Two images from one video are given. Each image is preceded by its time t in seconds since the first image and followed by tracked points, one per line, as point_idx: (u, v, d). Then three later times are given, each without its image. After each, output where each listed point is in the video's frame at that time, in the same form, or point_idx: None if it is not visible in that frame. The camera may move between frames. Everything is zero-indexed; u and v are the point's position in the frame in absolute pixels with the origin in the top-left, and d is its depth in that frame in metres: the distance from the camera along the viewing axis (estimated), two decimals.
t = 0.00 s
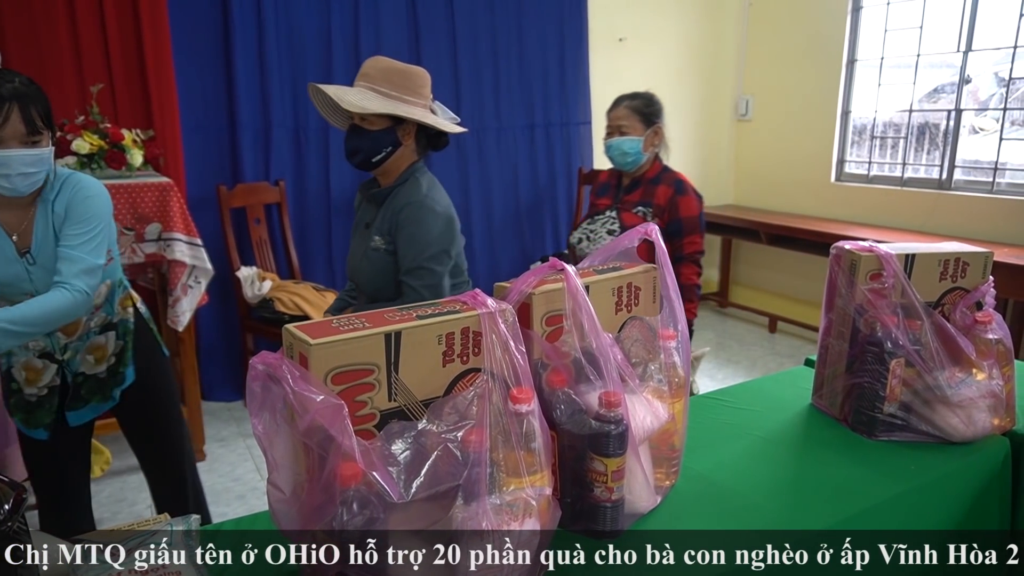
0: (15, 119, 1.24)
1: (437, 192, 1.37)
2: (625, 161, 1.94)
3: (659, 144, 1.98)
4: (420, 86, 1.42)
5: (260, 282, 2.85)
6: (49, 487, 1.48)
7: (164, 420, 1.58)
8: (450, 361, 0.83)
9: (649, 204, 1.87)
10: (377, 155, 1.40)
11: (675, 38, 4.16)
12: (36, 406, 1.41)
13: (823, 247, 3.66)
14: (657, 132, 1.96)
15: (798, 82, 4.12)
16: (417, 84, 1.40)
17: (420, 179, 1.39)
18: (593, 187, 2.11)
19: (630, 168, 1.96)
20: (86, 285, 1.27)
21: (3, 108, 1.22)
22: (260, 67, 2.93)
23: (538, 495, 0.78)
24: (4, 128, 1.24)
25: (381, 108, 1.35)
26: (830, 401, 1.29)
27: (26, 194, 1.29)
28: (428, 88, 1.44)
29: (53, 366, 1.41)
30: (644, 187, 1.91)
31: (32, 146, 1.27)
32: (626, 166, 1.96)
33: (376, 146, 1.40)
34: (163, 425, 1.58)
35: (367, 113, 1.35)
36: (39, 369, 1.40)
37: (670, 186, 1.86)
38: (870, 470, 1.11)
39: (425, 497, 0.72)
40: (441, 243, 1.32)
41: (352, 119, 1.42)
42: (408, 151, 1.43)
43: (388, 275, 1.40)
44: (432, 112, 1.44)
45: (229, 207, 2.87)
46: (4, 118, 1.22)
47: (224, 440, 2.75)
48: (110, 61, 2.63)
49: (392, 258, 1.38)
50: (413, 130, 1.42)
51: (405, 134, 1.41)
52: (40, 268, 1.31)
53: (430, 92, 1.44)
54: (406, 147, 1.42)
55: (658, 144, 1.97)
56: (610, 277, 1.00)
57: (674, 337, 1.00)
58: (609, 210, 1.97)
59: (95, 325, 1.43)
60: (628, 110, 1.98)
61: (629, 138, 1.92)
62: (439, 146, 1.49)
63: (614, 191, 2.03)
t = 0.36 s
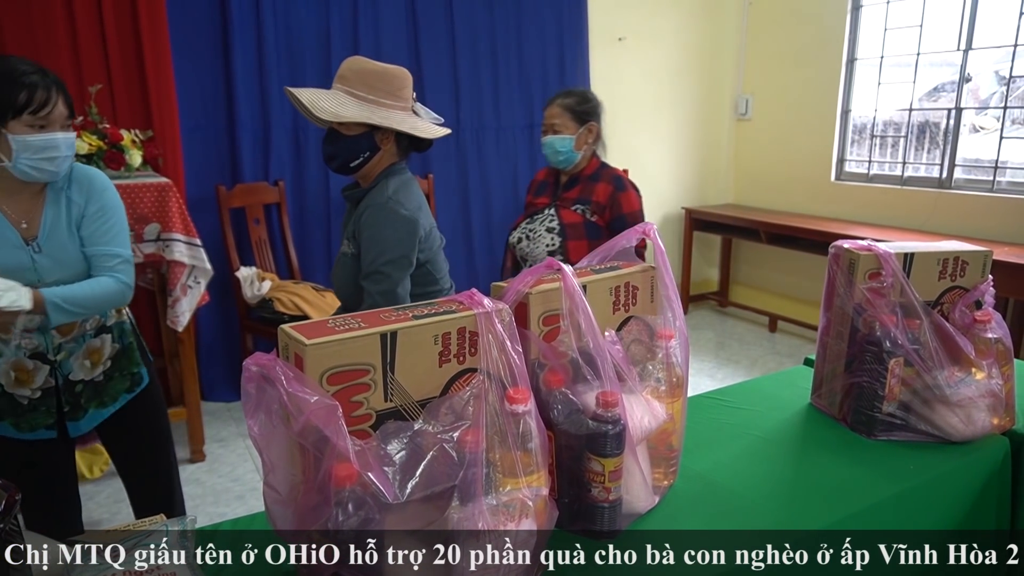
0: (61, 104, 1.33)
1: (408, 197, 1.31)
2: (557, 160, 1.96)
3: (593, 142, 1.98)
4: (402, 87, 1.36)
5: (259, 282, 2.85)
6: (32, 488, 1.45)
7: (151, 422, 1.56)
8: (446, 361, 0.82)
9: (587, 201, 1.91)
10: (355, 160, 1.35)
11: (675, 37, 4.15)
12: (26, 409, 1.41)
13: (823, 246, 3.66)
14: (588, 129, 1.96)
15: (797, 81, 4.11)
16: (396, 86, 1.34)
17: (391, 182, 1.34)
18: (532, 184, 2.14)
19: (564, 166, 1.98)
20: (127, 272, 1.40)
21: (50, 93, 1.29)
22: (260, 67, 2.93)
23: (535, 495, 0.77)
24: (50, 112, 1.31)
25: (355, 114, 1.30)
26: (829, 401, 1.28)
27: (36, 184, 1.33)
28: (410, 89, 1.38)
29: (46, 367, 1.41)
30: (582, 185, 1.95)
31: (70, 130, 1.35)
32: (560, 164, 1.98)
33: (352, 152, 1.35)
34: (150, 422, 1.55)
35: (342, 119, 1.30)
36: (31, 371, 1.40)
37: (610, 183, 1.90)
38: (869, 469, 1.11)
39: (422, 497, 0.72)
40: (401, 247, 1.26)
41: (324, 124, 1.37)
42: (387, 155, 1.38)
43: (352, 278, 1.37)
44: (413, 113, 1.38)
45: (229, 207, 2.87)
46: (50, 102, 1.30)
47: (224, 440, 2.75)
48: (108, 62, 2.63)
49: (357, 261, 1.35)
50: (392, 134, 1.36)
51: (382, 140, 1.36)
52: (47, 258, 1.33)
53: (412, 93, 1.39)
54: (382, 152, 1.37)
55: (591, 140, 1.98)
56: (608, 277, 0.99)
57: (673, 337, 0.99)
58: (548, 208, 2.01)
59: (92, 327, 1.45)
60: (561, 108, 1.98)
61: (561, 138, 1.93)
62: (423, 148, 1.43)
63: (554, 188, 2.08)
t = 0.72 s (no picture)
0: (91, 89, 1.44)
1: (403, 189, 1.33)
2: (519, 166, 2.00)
3: (555, 145, 2.00)
4: (385, 81, 1.36)
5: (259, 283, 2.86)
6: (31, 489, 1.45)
7: (150, 422, 1.56)
8: (445, 362, 0.83)
9: (553, 208, 1.89)
10: (340, 156, 1.36)
11: (675, 36, 4.15)
12: (56, 401, 1.42)
13: (823, 246, 3.66)
14: (549, 133, 1.97)
15: (797, 80, 4.11)
16: (378, 81, 1.34)
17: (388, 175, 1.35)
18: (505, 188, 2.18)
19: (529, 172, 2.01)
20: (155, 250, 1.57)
21: (83, 81, 1.41)
22: (259, 67, 2.93)
23: (534, 495, 0.77)
24: (85, 97, 1.42)
25: (335, 108, 1.31)
26: (828, 400, 1.28)
27: (68, 170, 1.44)
28: (393, 84, 1.39)
29: (73, 356, 1.43)
30: (549, 189, 1.94)
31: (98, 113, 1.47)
32: (523, 169, 2.03)
33: (336, 148, 1.35)
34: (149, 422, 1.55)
35: (324, 114, 1.30)
36: (58, 363, 1.42)
37: (575, 189, 1.89)
38: (869, 469, 1.11)
39: (422, 498, 0.72)
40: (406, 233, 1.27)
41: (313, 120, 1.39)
42: (373, 150, 1.37)
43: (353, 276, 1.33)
44: (396, 109, 1.39)
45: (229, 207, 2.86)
46: (84, 88, 1.41)
47: (224, 440, 2.76)
48: (109, 63, 2.63)
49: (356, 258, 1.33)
50: (376, 129, 1.36)
51: (366, 134, 1.35)
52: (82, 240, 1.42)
53: (395, 88, 1.39)
54: (368, 146, 1.36)
55: (554, 144, 1.99)
56: (607, 277, 1.00)
57: (671, 337, 0.99)
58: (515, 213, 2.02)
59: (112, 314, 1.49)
60: (521, 112, 2.01)
61: (521, 145, 1.97)
62: (408, 142, 1.43)
63: (524, 191, 2.09)
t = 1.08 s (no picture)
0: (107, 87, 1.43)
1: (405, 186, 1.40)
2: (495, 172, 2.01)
3: (532, 149, 2.00)
4: (380, 84, 1.35)
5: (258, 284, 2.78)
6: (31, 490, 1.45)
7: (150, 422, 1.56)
8: (444, 363, 0.83)
9: (524, 216, 1.92)
10: (339, 162, 1.36)
11: (674, 38, 4.16)
12: (77, 392, 1.42)
13: (822, 246, 3.66)
14: (526, 137, 1.97)
15: (796, 81, 4.12)
16: (370, 84, 1.33)
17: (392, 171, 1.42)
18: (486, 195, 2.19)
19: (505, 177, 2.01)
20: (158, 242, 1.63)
21: (102, 81, 1.41)
22: (259, 69, 2.93)
23: (533, 496, 0.77)
24: (103, 97, 1.41)
25: (329, 117, 1.30)
26: (826, 401, 1.28)
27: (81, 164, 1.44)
28: (385, 86, 1.37)
29: (92, 348, 1.41)
30: (523, 196, 1.95)
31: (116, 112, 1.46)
32: (500, 173, 2.03)
33: (334, 154, 1.36)
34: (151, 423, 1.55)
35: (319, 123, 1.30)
36: (77, 356, 1.40)
37: (545, 197, 1.90)
38: (867, 469, 1.11)
39: (421, 498, 0.72)
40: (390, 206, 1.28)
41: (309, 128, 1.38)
42: (370, 152, 1.38)
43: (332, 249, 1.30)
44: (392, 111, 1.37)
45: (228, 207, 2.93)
46: (103, 89, 1.41)
47: (224, 441, 2.76)
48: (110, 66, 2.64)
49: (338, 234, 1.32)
50: (372, 132, 1.36)
51: (363, 139, 1.36)
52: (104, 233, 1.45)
53: (388, 91, 1.37)
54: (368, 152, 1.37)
55: (531, 148, 2.00)
56: (605, 279, 1.00)
57: (669, 338, 0.99)
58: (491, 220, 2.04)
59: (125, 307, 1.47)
60: (497, 115, 2.00)
61: (497, 148, 1.98)
62: (406, 141, 1.43)
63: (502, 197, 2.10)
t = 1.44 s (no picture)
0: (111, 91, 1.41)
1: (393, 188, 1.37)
2: (489, 165, 1.98)
3: (526, 144, 1.98)
4: (367, 85, 1.32)
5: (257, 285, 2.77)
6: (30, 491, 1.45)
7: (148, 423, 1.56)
8: (443, 363, 0.83)
9: (521, 209, 1.92)
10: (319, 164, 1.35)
11: (673, 39, 4.16)
12: (94, 386, 1.44)
13: (820, 247, 3.67)
14: (521, 132, 1.96)
15: (795, 83, 4.12)
16: (355, 85, 1.30)
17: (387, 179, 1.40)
18: (475, 189, 2.17)
19: (498, 172, 1.99)
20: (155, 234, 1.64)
21: (103, 84, 1.39)
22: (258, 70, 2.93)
23: (532, 497, 0.77)
24: (104, 101, 1.40)
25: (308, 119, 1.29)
26: (824, 402, 1.29)
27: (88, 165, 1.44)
28: (373, 87, 1.34)
29: (106, 343, 1.45)
30: (518, 191, 1.95)
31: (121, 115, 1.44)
32: (493, 169, 2.00)
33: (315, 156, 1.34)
34: (151, 424, 1.55)
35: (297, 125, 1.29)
36: (93, 350, 1.44)
37: (542, 190, 1.91)
38: (866, 469, 1.11)
39: (421, 498, 0.73)
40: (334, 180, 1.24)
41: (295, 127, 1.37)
42: (353, 155, 1.33)
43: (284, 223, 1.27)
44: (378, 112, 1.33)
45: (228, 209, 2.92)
46: (104, 92, 1.40)
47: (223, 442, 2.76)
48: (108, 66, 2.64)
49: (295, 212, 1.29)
50: (356, 135, 1.31)
51: (345, 142, 1.32)
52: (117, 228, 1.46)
53: (376, 92, 1.34)
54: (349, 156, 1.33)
55: (525, 144, 1.98)
56: (604, 280, 1.00)
57: (667, 339, 0.99)
58: (485, 215, 2.04)
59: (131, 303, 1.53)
60: (492, 111, 1.98)
61: (492, 143, 1.94)
62: (395, 146, 1.38)
63: (493, 193, 2.09)
